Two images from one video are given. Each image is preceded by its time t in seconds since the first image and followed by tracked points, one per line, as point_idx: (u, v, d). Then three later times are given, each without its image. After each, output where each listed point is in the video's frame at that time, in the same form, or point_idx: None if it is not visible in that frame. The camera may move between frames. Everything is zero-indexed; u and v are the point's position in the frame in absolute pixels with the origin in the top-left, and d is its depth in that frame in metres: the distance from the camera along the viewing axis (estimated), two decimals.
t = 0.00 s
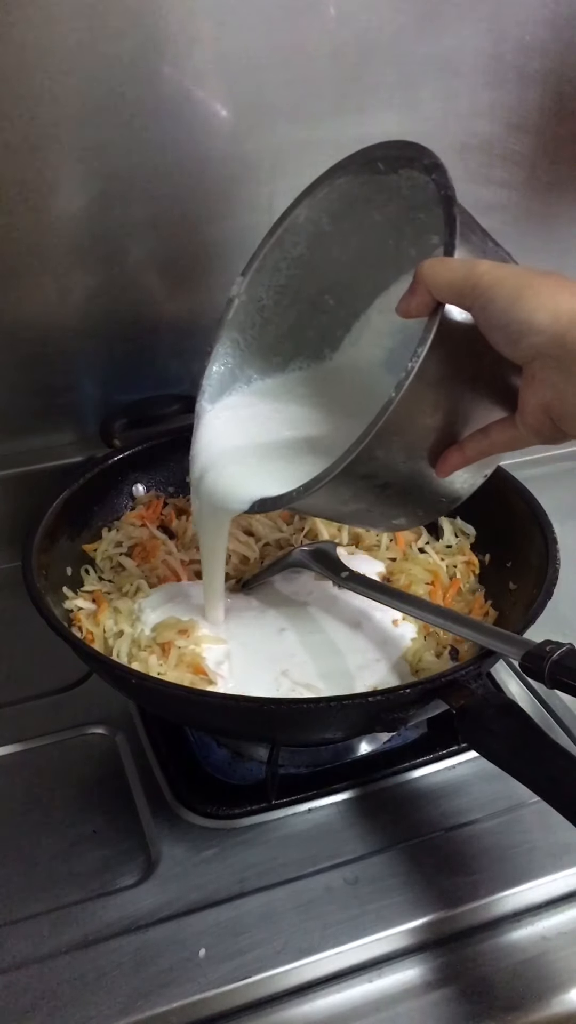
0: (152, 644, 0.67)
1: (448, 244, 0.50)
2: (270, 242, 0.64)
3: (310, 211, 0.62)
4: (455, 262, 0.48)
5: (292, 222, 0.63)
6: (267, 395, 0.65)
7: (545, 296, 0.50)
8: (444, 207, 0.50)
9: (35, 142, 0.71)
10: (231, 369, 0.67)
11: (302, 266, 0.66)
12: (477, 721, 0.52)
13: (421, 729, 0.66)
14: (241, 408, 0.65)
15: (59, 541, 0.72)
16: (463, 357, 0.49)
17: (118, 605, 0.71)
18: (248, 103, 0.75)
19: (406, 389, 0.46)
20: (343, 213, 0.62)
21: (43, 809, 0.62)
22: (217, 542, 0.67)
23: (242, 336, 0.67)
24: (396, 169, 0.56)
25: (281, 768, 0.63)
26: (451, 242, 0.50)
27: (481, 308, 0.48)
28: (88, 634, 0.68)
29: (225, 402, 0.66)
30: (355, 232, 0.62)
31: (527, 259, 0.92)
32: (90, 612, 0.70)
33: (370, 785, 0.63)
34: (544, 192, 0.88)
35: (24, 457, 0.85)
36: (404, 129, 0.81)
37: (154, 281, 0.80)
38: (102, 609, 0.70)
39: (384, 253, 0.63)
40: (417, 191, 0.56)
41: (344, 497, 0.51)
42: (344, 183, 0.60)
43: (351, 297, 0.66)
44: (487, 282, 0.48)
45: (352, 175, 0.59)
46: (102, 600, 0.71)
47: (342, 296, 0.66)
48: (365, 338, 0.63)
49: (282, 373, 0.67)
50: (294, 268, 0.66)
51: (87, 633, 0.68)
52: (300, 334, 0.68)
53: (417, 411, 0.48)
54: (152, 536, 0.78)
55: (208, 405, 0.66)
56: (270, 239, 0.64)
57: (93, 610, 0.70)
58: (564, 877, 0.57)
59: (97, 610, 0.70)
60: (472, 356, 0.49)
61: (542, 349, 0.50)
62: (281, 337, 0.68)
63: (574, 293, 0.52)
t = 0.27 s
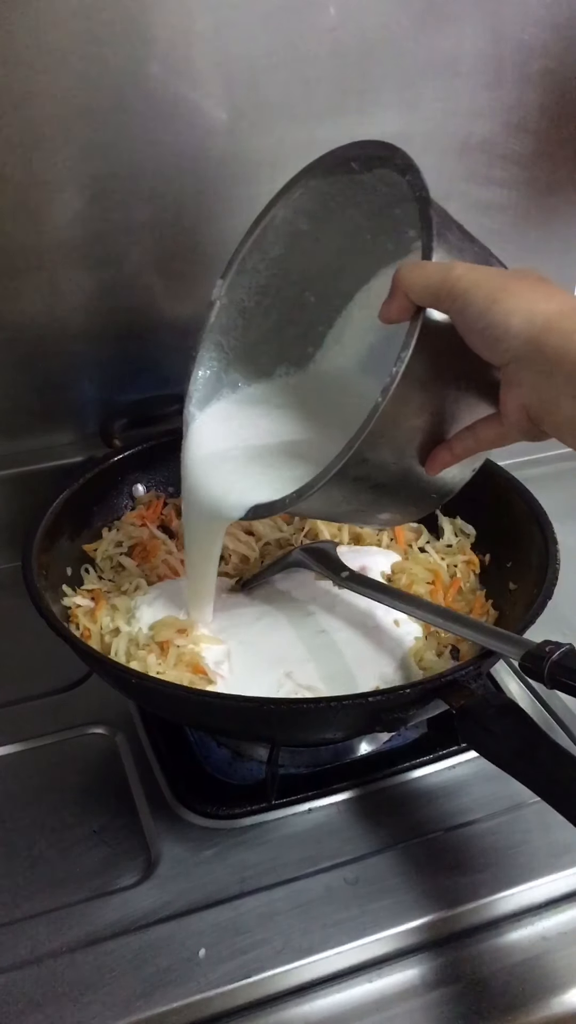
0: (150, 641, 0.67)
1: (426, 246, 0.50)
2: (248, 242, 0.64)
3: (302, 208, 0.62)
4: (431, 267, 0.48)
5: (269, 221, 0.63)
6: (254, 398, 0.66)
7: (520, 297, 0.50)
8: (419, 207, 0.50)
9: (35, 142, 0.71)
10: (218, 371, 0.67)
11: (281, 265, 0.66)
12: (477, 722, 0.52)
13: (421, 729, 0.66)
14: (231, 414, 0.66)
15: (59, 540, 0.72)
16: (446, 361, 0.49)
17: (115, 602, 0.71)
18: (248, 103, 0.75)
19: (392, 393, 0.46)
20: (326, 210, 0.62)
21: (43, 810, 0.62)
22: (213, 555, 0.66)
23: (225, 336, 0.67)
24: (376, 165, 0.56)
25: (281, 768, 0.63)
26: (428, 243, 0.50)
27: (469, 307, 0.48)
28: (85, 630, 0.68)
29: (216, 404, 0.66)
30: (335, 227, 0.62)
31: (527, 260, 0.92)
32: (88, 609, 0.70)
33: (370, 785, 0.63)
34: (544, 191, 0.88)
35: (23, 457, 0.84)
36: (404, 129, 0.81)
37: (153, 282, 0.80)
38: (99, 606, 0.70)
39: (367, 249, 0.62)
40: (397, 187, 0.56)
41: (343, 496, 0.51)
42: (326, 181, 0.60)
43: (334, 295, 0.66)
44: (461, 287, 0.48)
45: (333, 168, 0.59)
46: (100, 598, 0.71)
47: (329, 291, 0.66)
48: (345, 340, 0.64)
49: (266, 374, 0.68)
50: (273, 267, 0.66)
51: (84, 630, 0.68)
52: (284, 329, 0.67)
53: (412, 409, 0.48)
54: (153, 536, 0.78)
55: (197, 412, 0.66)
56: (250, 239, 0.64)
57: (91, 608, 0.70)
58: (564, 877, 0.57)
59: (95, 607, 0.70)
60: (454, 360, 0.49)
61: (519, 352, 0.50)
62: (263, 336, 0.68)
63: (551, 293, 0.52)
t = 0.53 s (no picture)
0: (150, 641, 0.67)
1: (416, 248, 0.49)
2: (226, 238, 0.63)
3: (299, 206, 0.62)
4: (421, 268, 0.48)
5: (243, 214, 0.62)
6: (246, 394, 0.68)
7: (511, 298, 0.50)
8: (406, 208, 0.49)
9: (34, 142, 0.71)
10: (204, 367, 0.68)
11: (260, 258, 0.65)
12: (477, 722, 0.52)
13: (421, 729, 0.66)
14: (225, 411, 0.67)
15: (60, 540, 0.72)
16: (439, 362, 0.49)
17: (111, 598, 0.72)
18: (247, 102, 0.75)
19: (388, 396, 0.47)
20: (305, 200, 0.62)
21: (43, 810, 0.62)
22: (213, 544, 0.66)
23: (207, 334, 0.67)
24: (348, 159, 0.55)
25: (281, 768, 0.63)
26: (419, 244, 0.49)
27: (464, 307, 0.48)
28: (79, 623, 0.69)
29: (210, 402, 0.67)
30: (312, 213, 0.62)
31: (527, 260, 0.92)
32: (84, 602, 0.70)
33: (370, 786, 0.63)
34: (543, 191, 0.88)
35: (23, 457, 0.84)
36: (404, 129, 0.81)
37: (153, 281, 0.80)
38: (95, 600, 0.71)
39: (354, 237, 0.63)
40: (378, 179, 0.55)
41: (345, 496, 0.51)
42: (311, 176, 0.59)
43: (317, 284, 0.67)
44: (453, 289, 0.47)
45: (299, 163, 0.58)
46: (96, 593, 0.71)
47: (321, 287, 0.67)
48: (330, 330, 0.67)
49: (251, 367, 0.69)
50: (254, 261, 0.65)
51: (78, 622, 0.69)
52: (270, 320, 0.68)
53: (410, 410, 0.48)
54: (153, 536, 0.78)
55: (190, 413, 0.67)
56: (227, 236, 0.63)
57: (86, 601, 0.70)
58: (564, 877, 0.57)
59: (91, 601, 0.71)
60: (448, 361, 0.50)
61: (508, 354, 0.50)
62: (246, 332, 0.68)
63: (542, 293, 0.52)
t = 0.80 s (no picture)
0: (151, 641, 0.67)
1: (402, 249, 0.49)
2: (214, 249, 0.64)
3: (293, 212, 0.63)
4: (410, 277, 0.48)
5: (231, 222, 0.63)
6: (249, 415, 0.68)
7: (505, 306, 0.50)
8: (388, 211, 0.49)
9: (34, 142, 0.71)
10: (203, 381, 0.68)
11: (249, 266, 0.66)
12: (477, 722, 0.52)
13: (421, 729, 0.66)
14: (231, 434, 0.67)
15: (60, 540, 0.72)
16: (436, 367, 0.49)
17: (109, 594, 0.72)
18: (247, 103, 0.75)
19: (388, 404, 0.46)
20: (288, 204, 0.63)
21: (43, 810, 0.62)
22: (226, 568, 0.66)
23: (201, 345, 0.67)
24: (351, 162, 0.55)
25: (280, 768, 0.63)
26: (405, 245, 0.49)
27: (460, 316, 0.48)
28: (75, 618, 0.69)
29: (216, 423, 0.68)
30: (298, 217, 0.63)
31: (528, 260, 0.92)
32: (82, 598, 0.70)
33: (370, 786, 0.63)
34: (544, 191, 0.88)
35: (24, 457, 0.84)
36: (404, 129, 0.81)
37: (154, 281, 0.80)
38: (92, 596, 0.71)
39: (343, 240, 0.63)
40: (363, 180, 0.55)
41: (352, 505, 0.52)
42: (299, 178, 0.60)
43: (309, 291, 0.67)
44: (446, 299, 0.47)
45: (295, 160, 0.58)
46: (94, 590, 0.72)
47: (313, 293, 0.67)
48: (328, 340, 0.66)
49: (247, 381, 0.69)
50: (242, 270, 0.66)
51: (75, 617, 0.69)
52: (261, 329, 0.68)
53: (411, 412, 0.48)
54: (153, 535, 0.78)
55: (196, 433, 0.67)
56: (216, 245, 0.63)
57: (84, 597, 0.70)
58: (564, 877, 0.56)
59: (88, 597, 0.71)
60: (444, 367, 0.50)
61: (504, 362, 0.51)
62: (240, 343, 0.68)
63: (537, 295, 0.52)
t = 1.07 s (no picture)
0: (152, 641, 0.67)
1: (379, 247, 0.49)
2: (196, 264, 0.63)
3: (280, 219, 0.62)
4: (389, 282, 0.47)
5: (212, 238, 0.62)
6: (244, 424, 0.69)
7: (483, 305, 0.49)
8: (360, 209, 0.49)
9: (34, 142, 0.71)
10: (198, 397, 0.68)
11: (234, 278, 0.65)
12: (477, 722, 0.52)
13: (421, 729, 0.66)
14: (228, 446, 0.68)
15: (60, 540, 0.72)
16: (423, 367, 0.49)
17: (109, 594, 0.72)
18: (246, 103, 0.75)
19: (375, 406, 0.47)
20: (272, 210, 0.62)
21: (43, 810, 0.62)
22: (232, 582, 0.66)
23: (192, 362, 0.67)
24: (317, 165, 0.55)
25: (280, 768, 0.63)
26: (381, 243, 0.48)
27: (440, 322, 0.47)
28: (75, 618, 0.69)
29: (215, 436, 0.69)
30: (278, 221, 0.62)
31: (527, 260, 0.92)
32: (81, 598, 0.71)
33: (370, 786, 0.63)
34: (543, 192, 0.88)
35: (24, 457, 0.84)
36: (404, 129, 0.81)
37: (153, 282, 0.80)
38: (92, 596, 0.71)
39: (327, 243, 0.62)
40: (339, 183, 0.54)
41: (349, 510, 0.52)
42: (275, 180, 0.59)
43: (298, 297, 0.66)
44: (426, 305, 0.46)
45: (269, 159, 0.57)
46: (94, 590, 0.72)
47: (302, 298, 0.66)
48: (320, 342, 0.66)
49: (241, 391, 0.69)
50: (227, 283, 0.65)
51: (74, 618, 0.69)
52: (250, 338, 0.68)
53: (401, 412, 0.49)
54: (154, 535, 0.78)
55: (194, 449, 0.68)
56: (198, 263, 0.63)
57: (84, 596, 0.71)
58: (564, 877, 0.57)
59: (88, 597, 0.71)
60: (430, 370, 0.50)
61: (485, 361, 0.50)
62: (232, 355, 0.68)
63: (516, 290, 0.50)
